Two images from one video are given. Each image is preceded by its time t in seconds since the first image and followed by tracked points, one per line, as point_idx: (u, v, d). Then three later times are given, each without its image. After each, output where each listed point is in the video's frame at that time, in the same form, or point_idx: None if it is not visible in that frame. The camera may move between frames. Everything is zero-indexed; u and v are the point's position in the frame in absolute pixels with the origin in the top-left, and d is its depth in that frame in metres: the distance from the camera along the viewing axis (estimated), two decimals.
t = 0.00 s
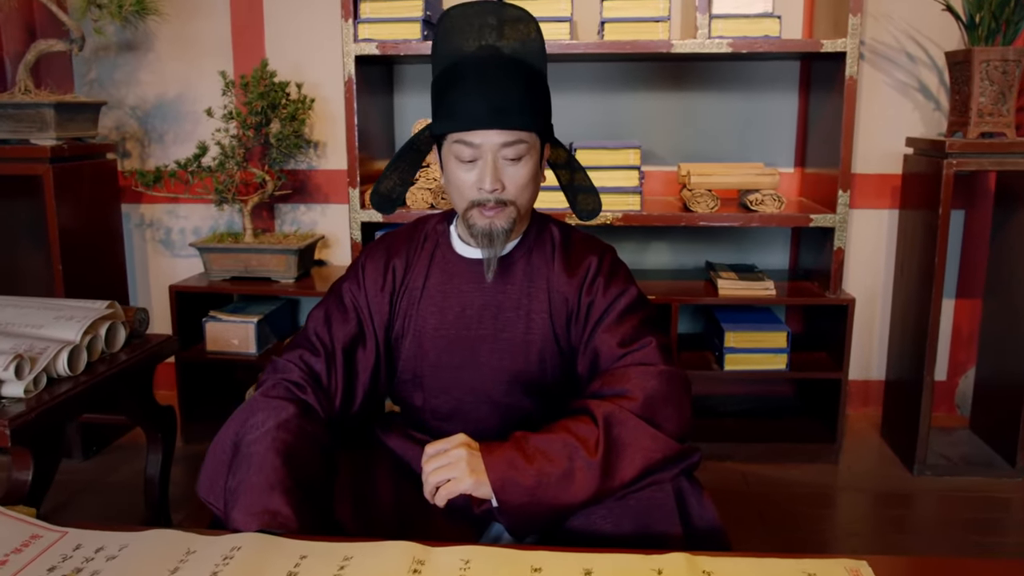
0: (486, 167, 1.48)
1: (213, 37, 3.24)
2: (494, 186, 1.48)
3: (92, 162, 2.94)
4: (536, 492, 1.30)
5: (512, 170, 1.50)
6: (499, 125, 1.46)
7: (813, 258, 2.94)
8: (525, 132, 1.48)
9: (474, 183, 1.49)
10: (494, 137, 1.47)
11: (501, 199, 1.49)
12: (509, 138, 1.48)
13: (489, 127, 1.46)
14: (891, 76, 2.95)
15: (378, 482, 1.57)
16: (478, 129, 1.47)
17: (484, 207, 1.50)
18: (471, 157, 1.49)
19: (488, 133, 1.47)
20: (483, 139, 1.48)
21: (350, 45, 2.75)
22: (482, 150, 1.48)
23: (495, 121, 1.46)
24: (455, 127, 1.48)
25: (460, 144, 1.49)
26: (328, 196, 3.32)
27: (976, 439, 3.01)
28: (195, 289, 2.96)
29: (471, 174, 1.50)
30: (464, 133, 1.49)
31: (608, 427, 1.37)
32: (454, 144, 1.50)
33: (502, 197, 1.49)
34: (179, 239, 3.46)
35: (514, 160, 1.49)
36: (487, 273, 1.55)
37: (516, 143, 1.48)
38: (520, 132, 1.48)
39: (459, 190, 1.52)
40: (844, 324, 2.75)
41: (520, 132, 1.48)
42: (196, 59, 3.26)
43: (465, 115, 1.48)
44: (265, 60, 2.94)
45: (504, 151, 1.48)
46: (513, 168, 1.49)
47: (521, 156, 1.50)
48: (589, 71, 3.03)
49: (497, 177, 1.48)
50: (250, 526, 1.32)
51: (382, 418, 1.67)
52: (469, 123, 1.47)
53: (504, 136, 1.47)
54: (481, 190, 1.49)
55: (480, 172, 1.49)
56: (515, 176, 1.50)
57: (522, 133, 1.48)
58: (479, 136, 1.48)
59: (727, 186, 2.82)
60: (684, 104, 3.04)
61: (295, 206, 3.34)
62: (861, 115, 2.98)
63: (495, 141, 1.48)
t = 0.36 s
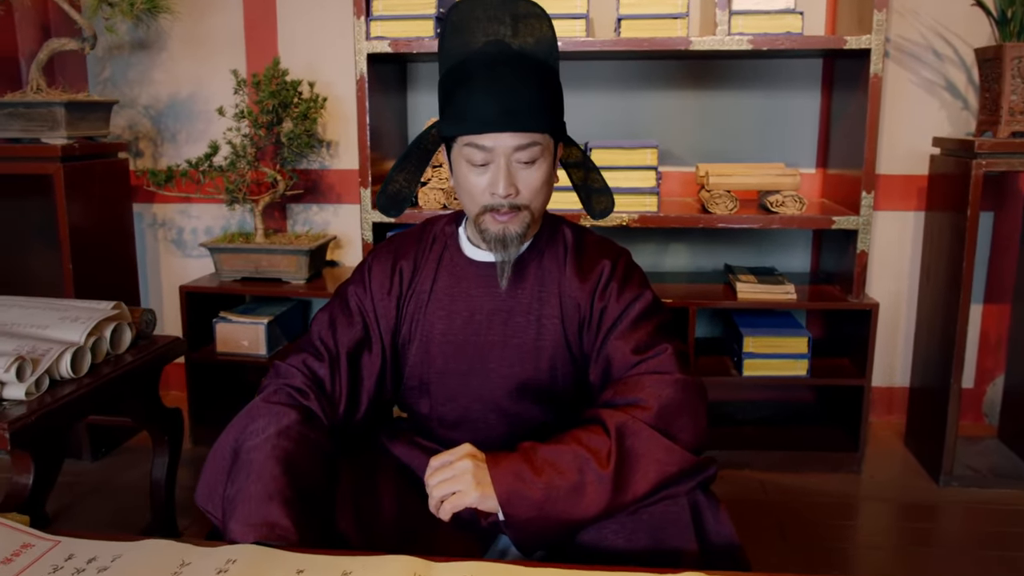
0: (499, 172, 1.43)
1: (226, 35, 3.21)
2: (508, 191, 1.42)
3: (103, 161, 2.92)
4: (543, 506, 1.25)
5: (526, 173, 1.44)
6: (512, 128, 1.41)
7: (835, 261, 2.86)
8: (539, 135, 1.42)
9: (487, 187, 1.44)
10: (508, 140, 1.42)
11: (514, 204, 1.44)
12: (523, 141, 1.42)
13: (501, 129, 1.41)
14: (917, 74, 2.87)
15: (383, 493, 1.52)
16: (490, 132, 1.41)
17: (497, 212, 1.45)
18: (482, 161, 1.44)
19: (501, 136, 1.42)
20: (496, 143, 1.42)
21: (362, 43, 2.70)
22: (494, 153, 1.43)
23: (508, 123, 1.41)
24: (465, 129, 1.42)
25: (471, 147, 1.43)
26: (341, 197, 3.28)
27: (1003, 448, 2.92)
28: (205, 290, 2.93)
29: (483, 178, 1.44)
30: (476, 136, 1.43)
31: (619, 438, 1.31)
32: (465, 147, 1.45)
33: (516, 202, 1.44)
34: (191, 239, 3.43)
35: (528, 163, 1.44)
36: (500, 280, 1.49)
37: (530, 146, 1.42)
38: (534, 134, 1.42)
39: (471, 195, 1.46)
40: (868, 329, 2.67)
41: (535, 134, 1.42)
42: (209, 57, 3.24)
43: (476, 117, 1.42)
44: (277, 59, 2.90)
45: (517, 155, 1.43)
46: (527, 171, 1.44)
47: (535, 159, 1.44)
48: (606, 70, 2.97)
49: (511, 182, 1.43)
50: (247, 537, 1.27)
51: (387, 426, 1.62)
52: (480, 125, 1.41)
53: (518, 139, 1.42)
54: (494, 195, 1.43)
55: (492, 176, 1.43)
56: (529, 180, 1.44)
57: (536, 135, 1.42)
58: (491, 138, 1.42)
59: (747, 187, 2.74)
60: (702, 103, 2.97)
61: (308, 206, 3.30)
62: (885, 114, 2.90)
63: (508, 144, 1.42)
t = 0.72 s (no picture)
0: (514, 178, 1.37)
1: (242, 38, 3.19)
2: (523, 199, 1.37)
3: (118, 164, 2.90)
4: (555, 526, 1.19)
5: (542, 179, 1.38)
6: (527, 132, 1.35)
7: (861, 268, 2.77)
8: (556, 140, 1.37)
9: (502, 194, 1.38)
10: (524, 145, 1.36)
11: (530, 212, 1.38)
12: (539, 146, 1.36)
13: (517, 133, 1.35)
14: (948, 75, 2.78)
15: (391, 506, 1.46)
16: (505, 137, 1.36)
17: (512, 220, 1.39)
18: (497, 166, 1.38)
19: (517, 141, 1.36)
20: (511, 148, 1.37)
21: (377, 44, 2.66)
22: (509, 159, 1.37)
23: (524, 127, 1.35)
24: (479, 135, 1.37)
25: (486, 152, 1.38)
26: (357, 201, 3.24)
27: None
28: (218, 294, 2.90)
29: (497, 185, 1.39)
30: (490, 141, 1.37)
31: (637, 455, 1.24)
32: (479, 152, 1.39)
33: (532, 209, 1.38)
34: (207, 243, 3.41)
35: (544, 169, 1.38)
36: (515, 291, 1.44)
37: (546, 152, 1.37)
38: (551, 139, 1.36)
39: (485, 202, 1.41)
40: (895, 339, 2.59)
41: (551, 139, 1.37)
42: (225, 60, 3.21)
43: (490, 121, 1.37)
44: (292, 61, 2.87)
45: (533, 160, 1.37)
46: (543, 177, 1.38)
47: (552, 165, 1.38)
48: (627, 71, 2.91)
49: (527, 189, 1.37)
50: (245, 553, 1.22)
51: (396, 437, 1.57)
52: (494, 129, 1.36)
53: (534, 144, 1.36)
54: (509, 203, 1.38)
55: (507, 183, 1.38)
56: (546, 186, 1.39)
57: (553, 140, 1.37)
58: (506, 144, 1.37)
59: (771, 192, 2.67)
60: (725, 106, 2.90)
61: (323, 210, 3.27)
62: (914, 117, 2.82)
63: (524, 149, 1.37)
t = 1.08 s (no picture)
0: (526, 190, 1.31)
1: (258, 43, 3.16)
2: (536, 212, 1.31)
3: (131, 170, 2.88)
4: (563, 552, 1.14)
5: (555, 191, 1.33)
6: (540, 143, 1.30)
7: (887, 279, 2.69)
8: (570, 150, 1.31)
9: (513, 207, 1.33)
10: (536, 156, 1.31)
11: (543, 225, 1.33)
12: (552, 157, 1.31)
13: (529, 144, 1.30)
14: (978, 80, 2.70)
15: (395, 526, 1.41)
16: (517, 147, 1.30)
17: (524, 234, 1.34)
18: (508, 177, 1.32)
19: (529, 152, 1.31)
20: (523, 159, 1.31)
21: (391, 49, 2.62)
22: (521, 170, 1.32)
23: (536, 138, 1.30)
24: (489, 145, 1.32)
25: (496, 163, 1.32)
26: (372, 209, 3.20)
27: None
28: (230, 302, 2.86)
29: (508, 197, 1.33)
30: (501, 151, 1.32)
31: (652, 478, 1.18)
32: (489, 163, 1.34)
33: (545, 222, 1.33)
34: (220, 250, 3.38)
35: (557, 180, 1.32)
36: (528, 305, 1.38)
37: (560, 162, 1.31)
38: (564, 150, 1.31)
39: (495, 214, 1.35)
40: (923, 353, 2.50)
41: (565, 149, 1.31)
42: (240, 66, 3.19)
43: (501, 131, 1.31)
44: (306, 66, 2.84)
45: (546, 172, 1.32)
46: (556, 189, 1.33)
47: (565, 176, 1.33)
48: (647, 77, 2.85)
49: (539, 201, 1.32)
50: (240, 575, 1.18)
51: (402, 453, 1.52)
52: (505, 140, 1.31)
53: (547, 154, 1.31)
54: (521, 216, 1.32)
55: (519, 195, 1.32)
56: (559, 198, 1.33)
57: (567, 151, 1.31)
58: (517, 154, 1.31)
59: (794, 201, 2.59)
60: (747, 113, 2.83)
61: (337, 218, 3.23)
62: (943, 124, 2.73)
63: (536, 160, 1.31)
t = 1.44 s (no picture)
0: (536, 201, 1.25)
1: (271, 49, 3.13)
2: (547, 224, 1.25)
3: (142, 177, 2.85)
4: None
5: (567, 202, 1.27)
6: (550, 152, 1.24)
7: (914, 289, 2.60)
8: (582, 159, 1.25)
9: (523, 219, 1.27)
10: (547, 166, 1.25)
11: (554, 237, 1.27)
12: (563, 166, 1.25)
13: (539, 154, 1.24)
14: (1008, 85, 2.61)
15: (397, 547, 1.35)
16: (526, 157, 1.24)
17: (534, 247, 1.28)
18: (517, 188, 1.26)
19: (538, 161, 1.25)
20: (532, 168, 1.25)
21: (404, 54, 2.58)
22: (530, 180, 1.26)
23: (547, 147, 1.24)
24: (497, 154, 1.26)
25: (504, 173, 1.27)
26: (385, 216, 3.16)
27: None
28: (240, 310, 2.82)
29: (517, 208, 1.27)
30: (509, 161, 1.26)
31: (666, 506, 1.11)
32: (497, 172, 1.28)
33: (556, 235, 1.27)
34: (233, 258, 3.34)
35: (568, 190, 1.26)
36: (538, 321, 1.32)
37: (571, 172, 1.25)
38: (576, 159, 1.25)
39: (504, 226, 1.29)
40: (952, 367, 2.41)
41: (577, 159, 1.25)
42: (254, 71, 3.16)
43: (510, 141, 1.25)
44: (318, 72, 2.80)
45: (557, 182, 1.26)
46: (568, 200, 1.27)
47: (577, 186, 1.27)
48: (665, 82, 2.79)
49: (550, 213, 1.26)
50: None
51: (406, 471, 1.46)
52: (514, 149, 1.25)
53: (558, 164, 1.25)
54: (531, 228, 1.26)
55: (529, 206, 1.26)
56: (570, 210, 1.27)
57: (578, 160, 1.25)
58: (527, 164, 1.25)
59: (817, 209, 2.51)
60: (769, 119, 2.76)
61: (350, 226, 3.19)
62: (972, 130, 2.64)
63: (547, 170, 1.25)
